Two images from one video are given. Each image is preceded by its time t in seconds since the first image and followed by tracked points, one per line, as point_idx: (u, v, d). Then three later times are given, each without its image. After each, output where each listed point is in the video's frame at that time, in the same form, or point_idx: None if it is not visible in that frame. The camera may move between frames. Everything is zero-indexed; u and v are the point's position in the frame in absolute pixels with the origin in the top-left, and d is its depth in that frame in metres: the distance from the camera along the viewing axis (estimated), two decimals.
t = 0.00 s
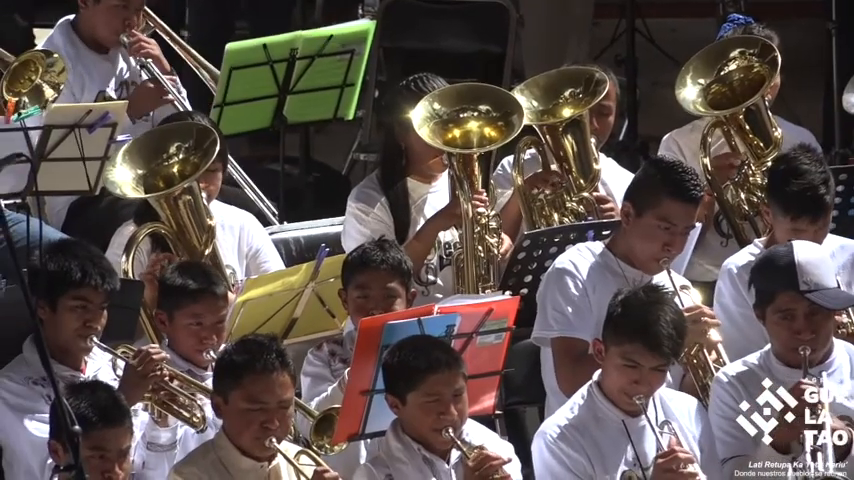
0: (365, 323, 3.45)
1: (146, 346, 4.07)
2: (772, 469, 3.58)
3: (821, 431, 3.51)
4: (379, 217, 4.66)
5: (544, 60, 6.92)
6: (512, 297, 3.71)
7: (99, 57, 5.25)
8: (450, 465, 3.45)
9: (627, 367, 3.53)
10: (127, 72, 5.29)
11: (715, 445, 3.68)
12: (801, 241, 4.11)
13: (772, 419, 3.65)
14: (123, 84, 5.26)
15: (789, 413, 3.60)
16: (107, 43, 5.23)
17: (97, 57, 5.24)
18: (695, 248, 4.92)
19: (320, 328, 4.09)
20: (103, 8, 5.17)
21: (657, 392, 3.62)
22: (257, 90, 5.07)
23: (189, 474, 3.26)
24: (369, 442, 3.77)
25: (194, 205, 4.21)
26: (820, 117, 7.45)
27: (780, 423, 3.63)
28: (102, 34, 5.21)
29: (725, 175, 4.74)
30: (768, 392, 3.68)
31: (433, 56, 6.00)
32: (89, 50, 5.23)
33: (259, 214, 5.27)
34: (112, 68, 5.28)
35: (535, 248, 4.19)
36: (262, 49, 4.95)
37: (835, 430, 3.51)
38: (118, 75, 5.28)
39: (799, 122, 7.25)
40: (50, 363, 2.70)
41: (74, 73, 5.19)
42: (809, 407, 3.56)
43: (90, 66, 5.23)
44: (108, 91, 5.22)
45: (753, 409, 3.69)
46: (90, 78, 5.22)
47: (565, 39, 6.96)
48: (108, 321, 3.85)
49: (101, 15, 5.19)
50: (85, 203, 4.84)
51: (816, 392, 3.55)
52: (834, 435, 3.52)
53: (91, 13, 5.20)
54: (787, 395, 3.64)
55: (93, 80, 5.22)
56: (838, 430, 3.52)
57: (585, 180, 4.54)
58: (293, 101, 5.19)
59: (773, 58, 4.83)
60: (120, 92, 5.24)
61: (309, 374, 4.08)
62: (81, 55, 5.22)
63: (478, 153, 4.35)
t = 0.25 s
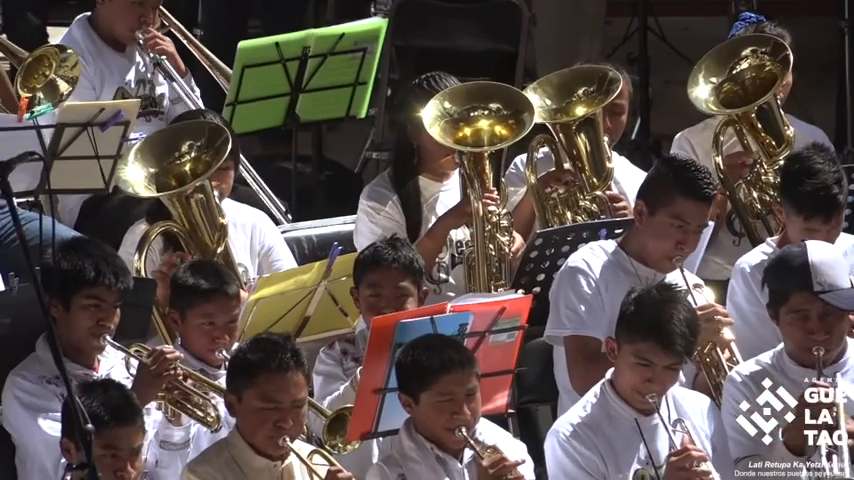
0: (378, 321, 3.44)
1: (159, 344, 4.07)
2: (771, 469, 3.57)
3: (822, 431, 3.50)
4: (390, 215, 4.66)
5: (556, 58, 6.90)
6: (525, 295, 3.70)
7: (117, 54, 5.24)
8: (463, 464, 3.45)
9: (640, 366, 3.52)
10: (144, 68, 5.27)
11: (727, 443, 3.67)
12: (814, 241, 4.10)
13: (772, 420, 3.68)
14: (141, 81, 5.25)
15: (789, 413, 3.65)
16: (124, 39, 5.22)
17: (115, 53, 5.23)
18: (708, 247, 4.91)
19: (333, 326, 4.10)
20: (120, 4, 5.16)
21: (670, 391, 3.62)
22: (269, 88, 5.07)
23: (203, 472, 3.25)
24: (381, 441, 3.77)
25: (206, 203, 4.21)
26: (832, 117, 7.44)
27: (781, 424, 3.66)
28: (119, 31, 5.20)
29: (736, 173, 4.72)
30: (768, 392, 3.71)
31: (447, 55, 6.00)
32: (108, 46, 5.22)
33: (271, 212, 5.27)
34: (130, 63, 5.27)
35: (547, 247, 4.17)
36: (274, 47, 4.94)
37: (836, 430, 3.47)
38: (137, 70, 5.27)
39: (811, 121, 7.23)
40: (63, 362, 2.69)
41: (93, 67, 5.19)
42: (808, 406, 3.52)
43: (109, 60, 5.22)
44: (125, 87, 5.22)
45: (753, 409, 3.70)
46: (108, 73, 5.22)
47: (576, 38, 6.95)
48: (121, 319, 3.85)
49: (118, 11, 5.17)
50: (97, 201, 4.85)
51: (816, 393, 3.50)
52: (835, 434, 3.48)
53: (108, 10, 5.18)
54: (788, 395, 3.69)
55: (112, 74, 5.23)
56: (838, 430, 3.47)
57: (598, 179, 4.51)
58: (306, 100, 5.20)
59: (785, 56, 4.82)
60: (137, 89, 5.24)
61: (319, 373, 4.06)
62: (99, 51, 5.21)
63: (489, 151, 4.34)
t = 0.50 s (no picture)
0: (396, 319, 3.45)
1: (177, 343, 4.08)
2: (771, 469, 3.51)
3: (821, 431, 3.54)
4: (407, 214, 4.66)
5: (574, 56, 6.89)
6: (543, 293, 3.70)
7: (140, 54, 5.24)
8: (481, 461, 3.45)
9: (658, 363, 3.51)
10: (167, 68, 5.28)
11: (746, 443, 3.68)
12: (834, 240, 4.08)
13: (772, 419, 3.62)
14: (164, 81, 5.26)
15: (789, 413, 3.62)
16: (149, 39, 5.20)
17: (139, 53, 5.23)
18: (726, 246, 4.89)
19: (351, 324, 4.09)
20: (149, 3, 5.15)
21: (688, 389, 3.62)
22: (287, 87, 5.07)
23: (222, 469, 3.25)
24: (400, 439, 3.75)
25: (224, 202, 4.21)
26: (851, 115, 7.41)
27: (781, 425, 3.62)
28: (145, 30, 5.18)
29: (755, 172, 4.73)
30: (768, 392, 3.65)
31: (466, 53, 6.00)
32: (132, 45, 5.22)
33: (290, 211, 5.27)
34: (153, 64, 5.27)
35: (565, 245, 4.17)
36: (292, 46, 4.95)
37: (837, 429, 3.53)
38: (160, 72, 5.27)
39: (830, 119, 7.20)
40: (82, 360, 2.69)
41: (117, 67, 5.18)
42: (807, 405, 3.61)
43: (132, 60, 5.22)
44: (148, 86, 5.22)
45: (752, 408, 3.63)
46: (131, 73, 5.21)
47: (595, 37, 6.94)
48: (140, 317, 3.85)
49: (145, 10, 5.16)
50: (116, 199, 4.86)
51: (816, 393, 3.62)
52: (833, 434, 3.54)
53: (135, 9, 5.17)
54: (788, 395, 3.65)
55: (135, 74, 5.22)
56: (838, 429, 3.53)
57: (616, 177, 4.51)
58: (323, 98, 5.20)
59: (804, 54, 4.78)
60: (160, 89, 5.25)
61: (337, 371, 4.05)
62: (124, 51, 5.20)
63: (507, 149, 4.33)
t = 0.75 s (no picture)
0: (424, 319, 3.43)
1: (204, 342, 4.11)
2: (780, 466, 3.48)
3: (821, 431, 3.59)
4: (434, 213, 4.67)
5: (602, 56, 6.88)
6: (571, 293, 3.68)
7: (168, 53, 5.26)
8: (508, 459, 3.46)
9: (684, 363, 3.50)
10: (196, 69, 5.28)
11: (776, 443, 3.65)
12: None
13: (771, 419, 3.62)
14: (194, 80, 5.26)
15: (789, 412, 3.63)
16: (178, 36, 5.23)
17: (167, 52, 5.25)
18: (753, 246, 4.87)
19: (379, 323, 4.08)
20: (179, 1, 5.18)
21: (715, 388, 3.62)
22: (316, 86, 5.09)
23: (247, 471, 3.26)
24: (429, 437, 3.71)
25: (252, 201, 4.22)
26: None
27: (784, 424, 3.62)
28: (174, 27, 5.22)
29: (782, 170, 4.70)
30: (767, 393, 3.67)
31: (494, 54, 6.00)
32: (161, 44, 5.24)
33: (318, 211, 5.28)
34: (181, 63, 5.28)
35: (592, 245, 4.16)
36: (321, 46, 4.98)
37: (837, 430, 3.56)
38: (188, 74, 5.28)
39: None
40: (108, 359, 2.70)
41: (144, 64, 5.18)
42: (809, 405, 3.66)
43: (160, 58, 5.24)
44: (175, 84, 5.21)
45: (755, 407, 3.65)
46: (159, 72, 5.23)
47: (623, 36, 6.92)
48: (168, 316, 3.86)
49: (175, 7, 5.19)
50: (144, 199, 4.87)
51: (816, 393, 3.67)
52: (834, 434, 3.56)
53: (165, 7, 5.20)
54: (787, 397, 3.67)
55: (163, 74, 5.23)
56: (838, 429, 3.54)
57: (643, 177, 4.48)
58: (350, 99, 5.18)
59: (831, 54, 4.75)
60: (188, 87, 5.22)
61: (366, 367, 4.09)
62: (152, 49, 5.22)
63: (533, 148, 4.32)
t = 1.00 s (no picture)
0: (445, 319, 3.44)
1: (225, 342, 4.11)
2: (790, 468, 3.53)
3: (821, 431, 3.66)
4: (455, 214, 4.66)
5: (623, 56, 6.87)
6: (592, 294, 3.69)
7: (189, 53, 5.27)
8: (529, 458, 3.46)
9: (705, 365, 3.50)
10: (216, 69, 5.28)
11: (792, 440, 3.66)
12: None
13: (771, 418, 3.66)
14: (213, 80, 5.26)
15: (790, 413, 3.66)
16: (197, 36, 5.24)
17: (187, 51, 5.26)
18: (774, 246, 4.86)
19: (400, 324, 4.11)
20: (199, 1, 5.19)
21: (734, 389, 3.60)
22: (336, 86, 5.08)
23: (267, 473, 3.27)
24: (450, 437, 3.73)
25: (272, 201, 4.23)
26: None
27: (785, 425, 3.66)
28: (194, 26, 5.23)
29: (802, 170, 4.69)
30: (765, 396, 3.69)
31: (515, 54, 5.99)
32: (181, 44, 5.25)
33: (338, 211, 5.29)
34: (201, 63, 5.29)
35: (613, 246, 4.17)
36: (340, 46, 4.96)
37: (835, 430, 3.68)
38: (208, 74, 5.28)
39: None
40: (129, 360, 2.70)
41: (164, 64, 5.20)
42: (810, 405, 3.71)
43: (180, 58, 5.25)
44: (194, 84, 5.21)
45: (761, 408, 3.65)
46: (178, 72, 5.23)
47: (643, 36, 6.91)
48: (189, 317, 3.88)
49: (195, 7, 5.21)
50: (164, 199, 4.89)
51: (816, 393, 3.74)
52: (834, 434, 3.67)
53: (184, 6, 5.21)
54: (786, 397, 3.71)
55: (182, 73, 5.24)
56: (839, 429, 3.66)
57: (663, 177, 4.49)
58: (371, 98, 5.20)
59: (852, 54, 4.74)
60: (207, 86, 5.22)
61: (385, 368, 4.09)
62: (172, 49, 5.23)
63: (554, 148, 4.32)
